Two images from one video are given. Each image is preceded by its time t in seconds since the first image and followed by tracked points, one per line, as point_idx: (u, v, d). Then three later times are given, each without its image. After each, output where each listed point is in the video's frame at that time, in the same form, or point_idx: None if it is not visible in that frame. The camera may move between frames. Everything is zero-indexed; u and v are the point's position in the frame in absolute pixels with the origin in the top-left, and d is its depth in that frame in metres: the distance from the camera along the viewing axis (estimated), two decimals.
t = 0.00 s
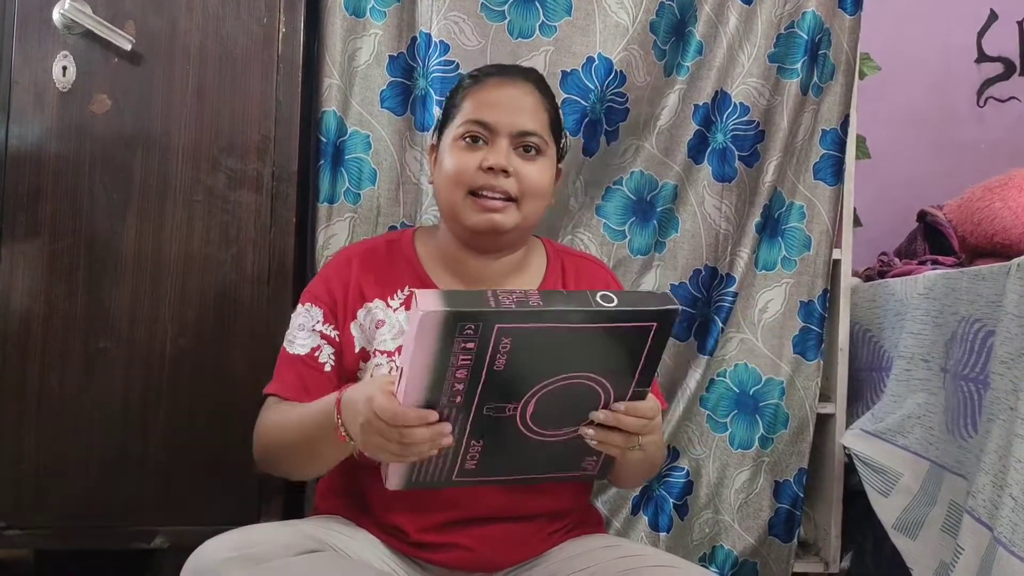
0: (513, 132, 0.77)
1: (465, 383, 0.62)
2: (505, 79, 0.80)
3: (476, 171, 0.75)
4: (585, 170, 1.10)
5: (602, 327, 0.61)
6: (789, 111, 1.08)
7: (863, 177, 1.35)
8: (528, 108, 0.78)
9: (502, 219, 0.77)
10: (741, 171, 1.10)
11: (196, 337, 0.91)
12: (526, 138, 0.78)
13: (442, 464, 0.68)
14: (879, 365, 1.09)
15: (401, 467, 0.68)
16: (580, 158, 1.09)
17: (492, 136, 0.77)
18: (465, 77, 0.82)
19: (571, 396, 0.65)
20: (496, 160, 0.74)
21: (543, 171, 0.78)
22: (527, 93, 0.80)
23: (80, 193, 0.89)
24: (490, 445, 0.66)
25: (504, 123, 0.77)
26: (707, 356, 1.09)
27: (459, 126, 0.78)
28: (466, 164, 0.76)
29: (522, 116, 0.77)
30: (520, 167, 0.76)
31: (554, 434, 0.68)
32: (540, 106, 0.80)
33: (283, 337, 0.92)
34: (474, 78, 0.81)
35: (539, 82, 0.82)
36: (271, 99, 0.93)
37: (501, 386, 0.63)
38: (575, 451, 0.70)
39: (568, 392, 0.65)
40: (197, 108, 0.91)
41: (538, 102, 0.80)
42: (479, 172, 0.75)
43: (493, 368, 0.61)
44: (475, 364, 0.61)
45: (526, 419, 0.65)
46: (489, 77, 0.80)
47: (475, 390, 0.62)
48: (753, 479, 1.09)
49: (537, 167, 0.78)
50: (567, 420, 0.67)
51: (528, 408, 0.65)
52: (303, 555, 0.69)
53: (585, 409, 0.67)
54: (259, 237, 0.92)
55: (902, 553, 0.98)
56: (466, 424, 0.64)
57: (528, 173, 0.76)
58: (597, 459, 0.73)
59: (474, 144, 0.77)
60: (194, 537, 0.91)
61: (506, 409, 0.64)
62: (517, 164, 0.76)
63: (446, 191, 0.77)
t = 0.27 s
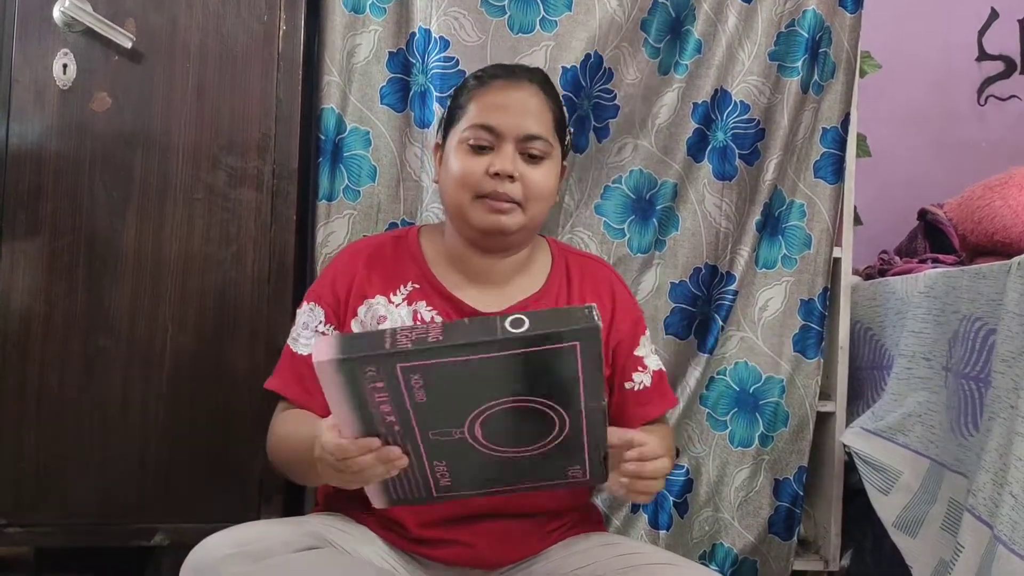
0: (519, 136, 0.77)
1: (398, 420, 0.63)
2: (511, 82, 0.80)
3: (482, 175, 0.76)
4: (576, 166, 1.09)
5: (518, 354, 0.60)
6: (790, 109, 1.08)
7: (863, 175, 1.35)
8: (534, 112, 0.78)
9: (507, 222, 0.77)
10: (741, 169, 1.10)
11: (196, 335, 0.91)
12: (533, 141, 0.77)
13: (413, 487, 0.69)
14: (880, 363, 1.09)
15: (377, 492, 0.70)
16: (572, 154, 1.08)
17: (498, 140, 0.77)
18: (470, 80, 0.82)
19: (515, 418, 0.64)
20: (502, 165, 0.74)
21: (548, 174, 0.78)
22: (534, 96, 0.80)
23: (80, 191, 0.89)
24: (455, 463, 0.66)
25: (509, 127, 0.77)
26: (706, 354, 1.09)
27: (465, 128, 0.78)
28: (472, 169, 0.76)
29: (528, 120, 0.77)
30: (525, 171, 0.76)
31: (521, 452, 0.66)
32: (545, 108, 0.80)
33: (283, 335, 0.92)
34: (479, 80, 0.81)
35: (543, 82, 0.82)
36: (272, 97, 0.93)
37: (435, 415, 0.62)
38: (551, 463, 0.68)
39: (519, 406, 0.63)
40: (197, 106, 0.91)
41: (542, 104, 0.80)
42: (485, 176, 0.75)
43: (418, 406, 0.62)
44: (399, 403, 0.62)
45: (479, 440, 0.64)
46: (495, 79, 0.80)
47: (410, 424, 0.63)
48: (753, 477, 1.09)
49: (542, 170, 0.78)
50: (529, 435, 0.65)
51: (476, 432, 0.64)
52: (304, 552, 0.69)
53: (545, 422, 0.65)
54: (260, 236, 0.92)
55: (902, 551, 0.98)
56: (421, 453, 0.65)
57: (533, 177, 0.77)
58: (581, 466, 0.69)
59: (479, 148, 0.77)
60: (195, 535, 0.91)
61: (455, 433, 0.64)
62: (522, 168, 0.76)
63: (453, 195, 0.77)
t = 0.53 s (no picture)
0: (508, 138, 0.76)
1: (405, 389, 0.64)
2: (502, 82, 0.78)
3: (471, 179, 0.75)
4: (574, 163, 1.09)
5: (539, 374, 0.60)
6: (789, 106, 1.08)
7: (863, 172, 1.35)
8: (524, 113, 0.77)
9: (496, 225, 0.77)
10: (740, 165, 1.10)
11: (195, 331, 0.91)
12: (522, 143, 0.77)
13: (375, 487, 0.67)
14: (879, 360, 1.09)
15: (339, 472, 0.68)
16: (570, 151, 1.08)
17: (486, 142, 0.76)
18: (463, 79, 0.81)
19: (501, 460, 0.61)
20: (490, 170, 0.74)
21: (538, 176, 0.78)
22: (525, 96, 0.78)
23: (79, 187, 0.89)
24: (425, 478, 0.64)
25: (498, 129, 0.76)
26: (705, 351, 1.09)
27: (454, 130, 0.77)
28: (461, 173, 0.76)
29: (518, 122, 0.76)
30: (514, 173, 0.76)
31: (483, 508, 0.62)
32: (536, 108, 0.79)
33: (282, 330, 0.92)
34: (471, 79, 0.80)
35: (535, 81, 0.81)
36: (271, 93, 0.92)
37: (434, 407, 0.63)
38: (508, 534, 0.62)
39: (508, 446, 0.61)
40: (196, 101, 0.91)
41: (533, 104, 0.79)
42: (474, 180, 0.75)
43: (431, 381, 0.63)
44: (418, 369, 0.64)
45: (456, 462, 0.63)
46: (486, 80, 0.79)
47: (412, 405, 0.64)
48: (752, 474, 1.09)
49: (531, 172, 0.77)
50: (500, 490, 0.62)
51: (459, 450, 0.63)
52: (302, 546, 0.69)
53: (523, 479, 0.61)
54: (259, 231, 0.92)
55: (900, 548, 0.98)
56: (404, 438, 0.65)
57: (521, 180, 0.76)
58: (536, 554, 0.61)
59: (469, 151, 0.76)
60: (194, 531, 0.91)
61: (438, 443, 0.63)
62: (511, 171, 0.76)
63: (443, 198, 0.78)
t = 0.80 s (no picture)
0: (498, 140, 0.76)
1: (467, 379, 0.64)
2: (490, 83, 0.77)
3: (463, 183, 0.76)
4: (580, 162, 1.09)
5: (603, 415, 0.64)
6: (789, 105, 1.08)
7: (863, 171, 1.35)
8: (514, 114, 0.76)
9: (490, 226, 0.78)
10: (740, 165, 1.10)
11: (195, 330, 0.91)
12: (513, 144, 0.76)
13: (391, 459, 0.63)
14: (880, 359, 1.09)
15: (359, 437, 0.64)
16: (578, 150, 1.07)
17: (477, 146, 0.76)
18: (451, 81, 0.80)
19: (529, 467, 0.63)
20: (480, 174, 0.74)
21: (530, 176, 0.78)
22: (514, 96, 0.77)
23: (79, 187, 0.89)
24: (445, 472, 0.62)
25: (488, 132, 0.75)
26: (705, 350, 1.08)
27: (444, 134, 0.77)
28: (452, 177, 0.76)
29: (508, 123, 0.76)
30: (506, 175, 0.76)
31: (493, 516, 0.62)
32: (526, 108, 0.78)
33: (282, 330, 0.92)
34: (459, 80, 0.79)
35: (524, 79, 0.79)
36: (271, 92, 0.93)
37: (494, 406, 0.64)
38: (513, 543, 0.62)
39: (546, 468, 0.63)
40: (196, 100, 0.91)
41: (522, 103, 0.78)
42: (466, 184, 0.75)
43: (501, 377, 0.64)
44: (491, 360, 0.65)
45: (485, 463, 0.63)
46: (474, 80, 0.78)
47: (472, 397, 0.64)
48: (752, 473, 1.09)
49: (523, 173, 0.77)
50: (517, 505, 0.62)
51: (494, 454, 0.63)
52: (303, 546, 0.69)
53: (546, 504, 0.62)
54: (259, 231, 0.92)
55: (901, 547, 0.98)
56: (444, 421, 0.64)
57: (514, 182, 0.76)
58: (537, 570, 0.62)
59: (460, 154, 0.76)
60: (193, 530, 0.91)
61: (477, 441, 0.63)
62: (503, 172, 0.76)
63: (437, 200, 0.78)
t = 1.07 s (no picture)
0: (504, 137, 0.75)
1: (458, 382, 0.63)
2: (496, 80, 0.77)
3: (468, 180, 0.75)
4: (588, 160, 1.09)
5: (604, 353, 0.63)
6: (790, 102, 1.08)
7: (863, 168, 1.35)
8: (519, 111, 0.76)
9: (494, 224, 0.78)
10: (741, 161, 1.10)
11: (195, 326, 0.91)
12: (519, 141, 0.76)
13: (429, 475, 0.64)
14: (880, 356, 1.09)
15: (387, 468, 0.64)
16: (585, 149, 1.08)
17: (482, 143, 0.76)
18: (455, 79, 0.80)
19: (560, 427, 0.65)
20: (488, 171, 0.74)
21: (535, 174, 0.77)
22: (520, 94, 0.77)
23: (79, 183, 0.89)
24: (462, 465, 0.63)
25: (494, 129, 0.75)
26: (705, 347, 1.08)
27: (449, 131, 0.77)
28: (458, 174, 0.75)
29: (514, 121, 0.76)
30: (512, 172, 0.76)
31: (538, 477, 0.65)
32: (531, 106, 0.78)
33: (282, 326, 0.92)
34: (465, 78, 0.79)
35: (530, 78, 0.79)
36: (271, 88, 0.92)
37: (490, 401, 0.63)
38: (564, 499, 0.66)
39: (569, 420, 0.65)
40: (196, 96, 0.91)
41: (528, 101, 0.78)
42: (472, 181, 0.75)
43: (487, 368, 0.62)
44: (473, 358, 0.62)
45: (516, 438, 0.64)
46: (480, 77, 0.78)
47: (469, 393, 0.63)
48: (752, 470, 1.09)
49: (529, 171, 0.77)
50: (554, 460, 0.65)
51: (518, 427, 0.64)
52: (304, 542, 0.69)
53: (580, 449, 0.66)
54: (259, 227, 0.92)
55: (901, 544, 0.98)
56: (456, 425, 0.63)
57: (520, 179, 0.76)
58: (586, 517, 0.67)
59: (465, 152, 0.76)
60: (193, 526, 0.91)
61: (499, 423, 0.64)
62: (509, 170, 0.76)
63: (441, 198, 0.78)
